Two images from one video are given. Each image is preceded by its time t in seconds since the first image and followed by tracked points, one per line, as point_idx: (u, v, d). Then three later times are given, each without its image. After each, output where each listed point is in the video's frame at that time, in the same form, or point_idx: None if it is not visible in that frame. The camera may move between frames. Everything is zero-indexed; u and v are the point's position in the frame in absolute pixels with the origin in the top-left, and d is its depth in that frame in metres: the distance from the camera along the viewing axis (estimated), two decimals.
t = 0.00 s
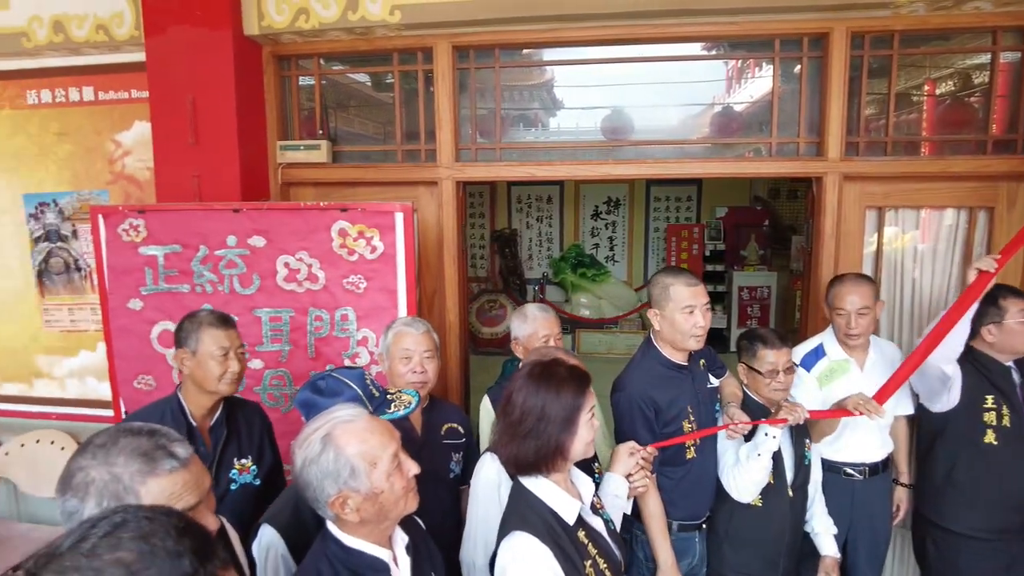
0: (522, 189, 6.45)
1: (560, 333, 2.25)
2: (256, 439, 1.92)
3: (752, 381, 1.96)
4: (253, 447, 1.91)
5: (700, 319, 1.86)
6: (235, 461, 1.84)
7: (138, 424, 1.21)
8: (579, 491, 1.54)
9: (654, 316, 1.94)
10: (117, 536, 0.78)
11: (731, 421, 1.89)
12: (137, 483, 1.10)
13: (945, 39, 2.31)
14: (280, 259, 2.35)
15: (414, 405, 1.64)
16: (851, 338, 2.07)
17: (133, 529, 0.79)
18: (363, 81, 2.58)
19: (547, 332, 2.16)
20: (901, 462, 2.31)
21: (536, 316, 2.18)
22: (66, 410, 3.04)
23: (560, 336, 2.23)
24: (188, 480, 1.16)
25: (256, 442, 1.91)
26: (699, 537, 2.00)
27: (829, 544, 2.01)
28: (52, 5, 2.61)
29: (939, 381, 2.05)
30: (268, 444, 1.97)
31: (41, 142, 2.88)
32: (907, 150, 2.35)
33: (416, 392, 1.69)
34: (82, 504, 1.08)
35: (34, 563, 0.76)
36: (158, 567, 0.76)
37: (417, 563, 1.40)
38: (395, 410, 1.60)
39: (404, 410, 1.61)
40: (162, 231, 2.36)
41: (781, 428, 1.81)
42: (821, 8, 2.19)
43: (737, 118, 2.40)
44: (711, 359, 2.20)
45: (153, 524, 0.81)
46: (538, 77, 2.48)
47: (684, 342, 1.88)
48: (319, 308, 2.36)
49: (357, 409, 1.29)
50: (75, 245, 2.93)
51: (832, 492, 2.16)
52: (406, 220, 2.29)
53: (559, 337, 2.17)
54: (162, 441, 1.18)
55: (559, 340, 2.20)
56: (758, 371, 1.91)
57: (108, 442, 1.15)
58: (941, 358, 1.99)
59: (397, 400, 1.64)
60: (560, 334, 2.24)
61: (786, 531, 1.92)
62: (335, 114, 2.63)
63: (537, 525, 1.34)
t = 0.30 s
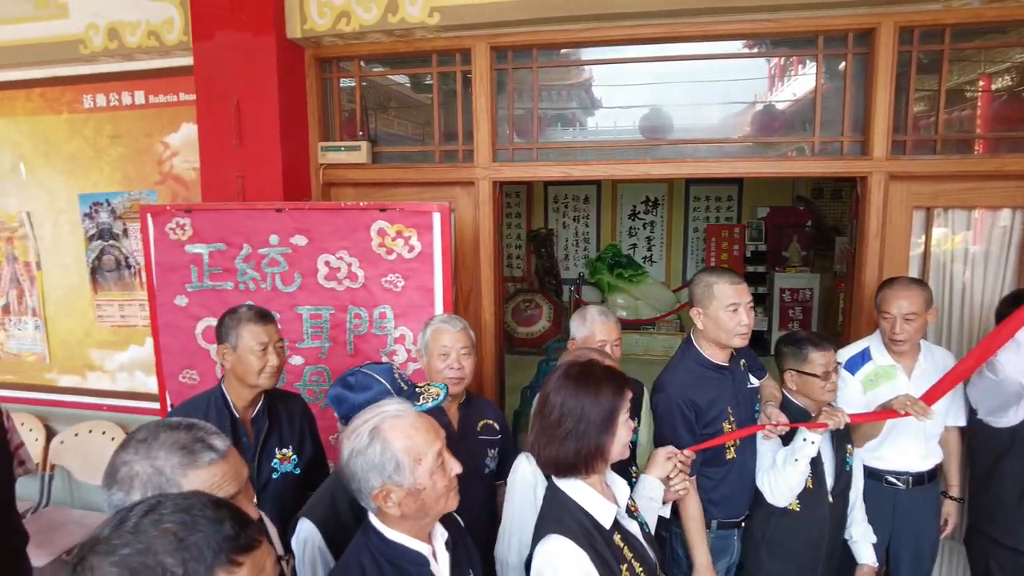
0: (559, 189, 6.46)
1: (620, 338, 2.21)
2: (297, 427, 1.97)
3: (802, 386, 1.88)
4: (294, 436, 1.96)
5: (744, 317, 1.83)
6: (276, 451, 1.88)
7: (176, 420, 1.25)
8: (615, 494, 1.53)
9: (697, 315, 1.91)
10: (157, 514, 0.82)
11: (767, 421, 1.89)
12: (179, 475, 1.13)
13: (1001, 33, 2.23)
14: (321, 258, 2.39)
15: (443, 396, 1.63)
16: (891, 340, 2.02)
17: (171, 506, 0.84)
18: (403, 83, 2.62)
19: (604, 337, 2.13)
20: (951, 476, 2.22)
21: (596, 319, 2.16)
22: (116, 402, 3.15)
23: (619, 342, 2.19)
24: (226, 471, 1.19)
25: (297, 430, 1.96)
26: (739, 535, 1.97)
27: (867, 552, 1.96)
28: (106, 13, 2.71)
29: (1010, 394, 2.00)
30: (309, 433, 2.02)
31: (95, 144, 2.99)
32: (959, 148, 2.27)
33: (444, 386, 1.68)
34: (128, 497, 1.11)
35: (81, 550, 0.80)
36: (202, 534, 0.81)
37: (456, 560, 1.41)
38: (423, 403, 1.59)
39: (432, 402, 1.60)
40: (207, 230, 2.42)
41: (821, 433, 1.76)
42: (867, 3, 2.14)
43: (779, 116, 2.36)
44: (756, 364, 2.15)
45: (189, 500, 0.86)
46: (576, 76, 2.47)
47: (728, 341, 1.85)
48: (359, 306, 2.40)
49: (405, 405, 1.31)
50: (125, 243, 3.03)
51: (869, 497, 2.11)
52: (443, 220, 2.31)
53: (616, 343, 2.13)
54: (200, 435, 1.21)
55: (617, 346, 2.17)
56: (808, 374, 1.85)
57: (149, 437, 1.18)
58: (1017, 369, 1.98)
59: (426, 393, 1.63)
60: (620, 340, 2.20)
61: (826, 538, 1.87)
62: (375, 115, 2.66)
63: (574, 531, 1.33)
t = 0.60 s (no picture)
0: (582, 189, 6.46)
1: (654, 341, 2.19)
2: (296, 417, 1.99)
3: (834, 383, 1.83)
4: (294, 424, 1.98)
5: (764, 318, 1.80)
6: (279, 440, 1.91)
7: (197, 417, 1.27)
8: (637, 497, 1.52)
9: (717, 315, 1.89)
10: (153, 514, 0.83)
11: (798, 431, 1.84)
12: (202, 471, 1.14)
13: None
14: (344, 257, 2.41)
15: (452, 398, 1.65)
16: (914, 343, 1.99)
17: (166, 504, 0.85)
18: (426, 84, 2.63)
19: (638, 339, 2.11)
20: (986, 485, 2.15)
21: (630, 320, 2.14)
22: (144, 398, 3.21)
23: (653, 347, 2.16)
24: (248, 467, 1.20)
25: (296, 419, 1.98)
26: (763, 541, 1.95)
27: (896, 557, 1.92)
28: (138, 17, 2.77)
29: None
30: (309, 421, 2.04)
31: (126, 145, 3.05)
32: (994, 147, 2.21)
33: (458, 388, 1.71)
34: (152, 491, 1.13)
35: (79, 562, 0.80)
36: (204, 523, 0.83)
37: (477, 560, 1.41)
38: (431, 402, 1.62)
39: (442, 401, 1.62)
40: (233, 229, 2.46)
41: (850, 437, 1.71)
42: None
43: (806, 115, 2.32)
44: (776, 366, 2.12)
45: (183, 496, 0.87)
46: (600, 76, 2.46)
47: (747, 340, 1.82)
48: (380, 305, 2.42)
49: (431, 402, 1.31)
50: (154, 242, 3.09)
51: (896, 503, 2.06)
52: (464, 220, 2.31)
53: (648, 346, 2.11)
54: (221, 431, 1.23)
55: (650, 350, 2.14)
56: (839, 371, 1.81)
57: (171, 433, 1.20)
58: None
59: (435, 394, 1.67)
60: (653, 344, 2.17)
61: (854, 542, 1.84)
62: (399, 116, 2.68)
63: (596, 531, 1.32)
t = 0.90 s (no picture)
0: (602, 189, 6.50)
1: (679, 342, 2.17)
2: (310, 414, 2.02)
3: (852, 388, 1.83)
4: (308, 420, 2.01)
5: (776, 324, 1.76)
6: (294, 436, 1.94)
7: (224, 415, 1.28)
8: (661, 499, 1.51)
9: (734, 318, 1.88)
10: (168, 520, 0.84)
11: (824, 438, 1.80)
12: (230, 469, 1.15)
13: None
14: (365, 257, 2.43)
15: (475, 396, 1.70)
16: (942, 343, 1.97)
17: (182, 510, 0.86)
18: (447, 83, 2.64)
19: (662, 339, 2.10)
20: None
21: (656, 321, 2.14)
22: (168, 394, 3.26)
23: (678, 348, 2.14)
24: (274, 466, 1.21)
25: (309, 416, 2.01)
26: (786, 549, 1.92)
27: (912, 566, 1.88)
28: (164, 19, 2.81)
29: None
30: (322, 417, 2.07)
31: (152, 144, 3.10)
32: None
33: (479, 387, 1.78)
34: (182, 488, 1.15)
35: (96, 569, 0.80)
36: (222, 529, 0.83)
37: (501, 560, 1.41)
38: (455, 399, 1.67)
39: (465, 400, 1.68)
40: (256, 228, 2.48)
41: (876, 449, 1.68)
42: None
43: (830, 114, 2.29)
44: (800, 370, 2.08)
45: (199, 501, 0.88)
46: (621, 75, 2.45)
47: (758, 346, 1.80)
48: (401, 304, 2.43)
49: (454, 401, 1.32)
50: (178, 241, 3.13)
51: (923, 509, 2.03)
52: (484, 219, 2.31)
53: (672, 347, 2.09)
54: (249, 429, 1.24)
55: (674, 351, 2.12)
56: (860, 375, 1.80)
57: (199, 431, 1.22)
58: None
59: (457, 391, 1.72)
60: (678, 346, 2.15)
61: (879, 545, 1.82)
62: (419, 116, 2.69)
63: (618, 532, 1.31)
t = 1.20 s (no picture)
0: (629, 188, 6.48)
1: (706, 343, 2.14)
2: (351, 408, 2.05)
3: (880, 397, 1.79)
4: (349, 415, 2.03)
5: (804, 331, 1.73)
6: (335, 429, 1.97)
7: (254, 413, 1.30)
8: (692, 503, 1.48)
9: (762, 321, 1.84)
10: (197, 514, 0.85)
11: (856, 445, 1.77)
12: (260, 466, 1.17)
13: None
14: (392, 256, 2.44)
15: (503, 403, 1.77)
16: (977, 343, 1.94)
17: (210, 504, 0.87)
18: (474, 83, 2.64)
19: (689, 340, 2.08)
20: None
21: (683, 321, 2.11)
22: (199, 390, 3.32)
23: (705, 349, 2.11)
24: (302, 464, 1.22)
25: (350, 410, 2.04)
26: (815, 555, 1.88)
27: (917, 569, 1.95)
28: (197, 21, 2.87)
29: None
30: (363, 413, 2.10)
31: (184, 144, 3.16)
32: None
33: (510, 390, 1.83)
34: (212, 484, 1.16)
35: (128, 561, 0.81)
36: (250, 523, 0.84)
37: (525, 559, 1.41)
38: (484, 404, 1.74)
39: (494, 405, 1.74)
40: (285, 227, 2.52)
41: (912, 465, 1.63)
42: None
43: (863, 112, 2.24)
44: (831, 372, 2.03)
45: (226, 496, 0.89)
46: (648, 73, 2.42)
47: (784, 351, 1.76)
48: (427, 303, 2.44)
49: (480, 400, 1.32)
50: (209, 239, 3.19)
51: (962, 520, 1.97)
52: (510, 218, 2.31)
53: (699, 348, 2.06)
54: (278, 427, 1.25)
55: (701, 352, 2.09)
56: (890, 384, 1.76)
57: (230, 428, 1.23)
58: None
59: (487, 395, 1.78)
60: (705, 347, 2.12)
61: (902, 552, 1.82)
62: (446, 116, 2.69)
63: (647, 535, 1.29)
